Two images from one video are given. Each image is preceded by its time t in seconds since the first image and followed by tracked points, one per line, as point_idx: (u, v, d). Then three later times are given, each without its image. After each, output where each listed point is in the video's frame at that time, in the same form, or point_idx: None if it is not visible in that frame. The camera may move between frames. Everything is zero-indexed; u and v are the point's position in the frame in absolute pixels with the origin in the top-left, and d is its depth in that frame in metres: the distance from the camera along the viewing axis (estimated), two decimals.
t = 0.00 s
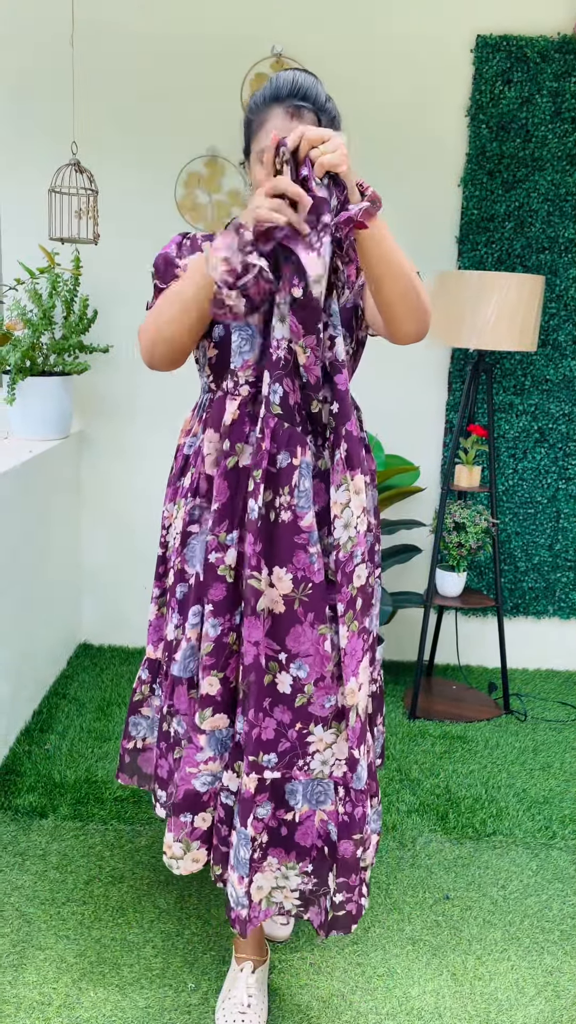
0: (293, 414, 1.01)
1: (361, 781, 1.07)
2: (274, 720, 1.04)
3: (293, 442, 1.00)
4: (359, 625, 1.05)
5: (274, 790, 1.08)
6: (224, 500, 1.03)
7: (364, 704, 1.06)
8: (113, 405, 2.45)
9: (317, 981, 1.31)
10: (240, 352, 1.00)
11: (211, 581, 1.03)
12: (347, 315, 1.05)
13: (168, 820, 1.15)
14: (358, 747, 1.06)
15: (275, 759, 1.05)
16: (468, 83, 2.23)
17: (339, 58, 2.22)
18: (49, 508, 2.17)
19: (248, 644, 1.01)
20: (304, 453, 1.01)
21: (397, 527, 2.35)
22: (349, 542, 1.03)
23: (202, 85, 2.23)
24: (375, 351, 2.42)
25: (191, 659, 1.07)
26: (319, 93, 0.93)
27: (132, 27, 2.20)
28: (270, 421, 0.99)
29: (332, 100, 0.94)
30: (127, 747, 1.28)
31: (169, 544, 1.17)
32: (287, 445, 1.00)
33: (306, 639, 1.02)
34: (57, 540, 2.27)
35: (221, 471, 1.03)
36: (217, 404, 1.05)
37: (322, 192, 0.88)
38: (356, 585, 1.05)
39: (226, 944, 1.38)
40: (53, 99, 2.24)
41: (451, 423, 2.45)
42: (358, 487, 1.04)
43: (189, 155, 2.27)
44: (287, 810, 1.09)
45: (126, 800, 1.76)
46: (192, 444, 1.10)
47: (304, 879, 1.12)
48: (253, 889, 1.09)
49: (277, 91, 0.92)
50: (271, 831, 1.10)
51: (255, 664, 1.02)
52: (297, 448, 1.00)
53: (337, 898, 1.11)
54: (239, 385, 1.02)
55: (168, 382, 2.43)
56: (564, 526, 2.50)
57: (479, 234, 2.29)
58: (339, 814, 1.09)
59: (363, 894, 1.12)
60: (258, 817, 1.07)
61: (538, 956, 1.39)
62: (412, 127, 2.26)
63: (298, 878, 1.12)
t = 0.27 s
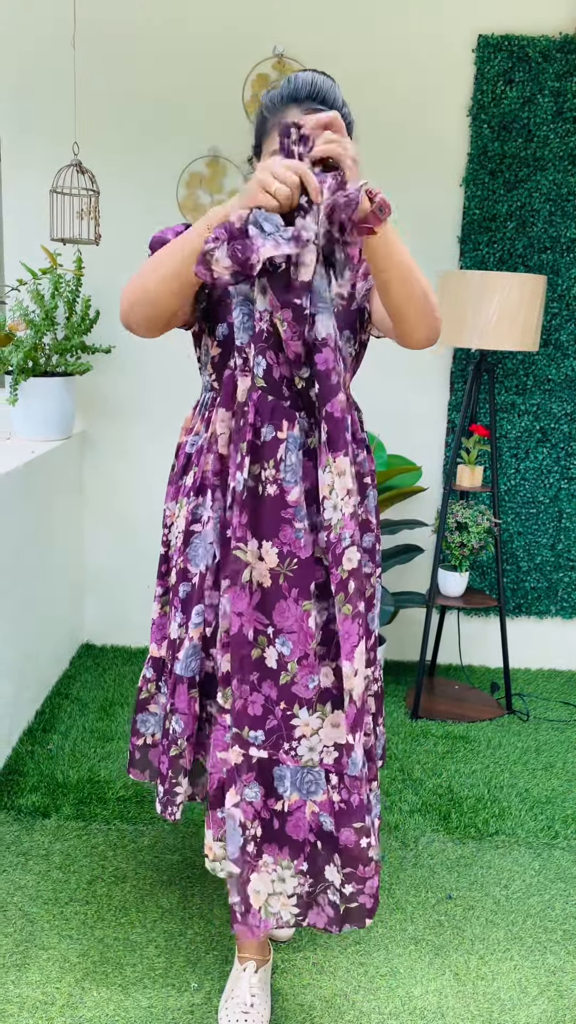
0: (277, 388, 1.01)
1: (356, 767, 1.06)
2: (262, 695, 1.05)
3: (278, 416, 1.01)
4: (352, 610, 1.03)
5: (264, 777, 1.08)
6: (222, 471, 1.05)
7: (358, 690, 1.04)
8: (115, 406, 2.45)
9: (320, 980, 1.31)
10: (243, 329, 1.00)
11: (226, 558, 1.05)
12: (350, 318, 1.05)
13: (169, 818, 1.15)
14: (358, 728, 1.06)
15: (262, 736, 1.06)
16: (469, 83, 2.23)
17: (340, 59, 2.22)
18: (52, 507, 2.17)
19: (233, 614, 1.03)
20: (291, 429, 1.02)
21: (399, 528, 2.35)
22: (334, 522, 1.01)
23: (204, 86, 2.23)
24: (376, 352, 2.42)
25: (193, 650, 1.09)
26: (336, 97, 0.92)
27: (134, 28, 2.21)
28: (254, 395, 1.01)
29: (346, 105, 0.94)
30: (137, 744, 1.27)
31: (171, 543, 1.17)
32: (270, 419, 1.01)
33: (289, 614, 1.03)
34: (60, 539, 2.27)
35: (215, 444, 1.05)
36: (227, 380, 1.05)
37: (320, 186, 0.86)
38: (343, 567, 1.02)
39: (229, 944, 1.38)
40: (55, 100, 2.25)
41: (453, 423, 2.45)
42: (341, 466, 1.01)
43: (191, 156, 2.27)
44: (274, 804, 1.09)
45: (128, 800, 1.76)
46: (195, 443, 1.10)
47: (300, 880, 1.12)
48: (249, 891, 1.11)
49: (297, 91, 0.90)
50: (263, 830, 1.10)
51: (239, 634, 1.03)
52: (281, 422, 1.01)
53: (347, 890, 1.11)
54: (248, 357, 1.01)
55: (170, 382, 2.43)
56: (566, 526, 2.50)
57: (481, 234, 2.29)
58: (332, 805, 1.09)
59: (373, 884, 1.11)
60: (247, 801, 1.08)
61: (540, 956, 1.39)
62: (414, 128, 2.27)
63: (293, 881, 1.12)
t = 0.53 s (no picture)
0: (250, 300, 0.98)
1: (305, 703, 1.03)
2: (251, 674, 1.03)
3: (245, 331, 0.99)
4: (300, 536, 0.99)
5: (235, 701, 1.07)
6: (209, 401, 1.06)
7: (310, 622, 1.01)
8: (116, 406, 2.46)
9: (321, 980, 1.32)
10: (224, 244, 0.97)
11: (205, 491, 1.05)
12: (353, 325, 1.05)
13: (171, 816, 1.15)
14: (313, 663, 1.02)
15: (234, 663, 1.06)
16: (470, 83, 2.23)
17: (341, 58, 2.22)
18: (53, 507, 2.17)
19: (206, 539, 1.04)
20: (262, 347, 0.99)
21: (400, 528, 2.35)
22: (286, 442, 0.98)
23: (205, 86, 2.23)
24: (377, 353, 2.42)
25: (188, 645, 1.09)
26: (352, 98, 0.92)
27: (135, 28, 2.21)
28: (224, 309, 0.99)
29: (363, 107, 0.93)
30: (140, 742, 1.26)
31: (171, 537, 1.17)
32: (237, 334, 0.99)
33: (254, 540, 1.02)
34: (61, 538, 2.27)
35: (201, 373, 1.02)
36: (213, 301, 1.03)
37: (294, 74, 0.86)
38: (294, 493, 0.98)
39: (230, 944, 1.38)
40: (56, 100, 2.25)
41: (454, 423, 2.45)
42: (304, 381, 0.96)
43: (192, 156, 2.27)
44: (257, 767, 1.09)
45: (130, 800, 1.76)
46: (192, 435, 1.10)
47: (273, 802, 1.11)
48: (218, 800, 1.10)
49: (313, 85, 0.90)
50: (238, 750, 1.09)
51: (213, 559, 1.03)
52: (248, 339, 0.99)
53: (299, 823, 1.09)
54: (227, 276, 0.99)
55: (172, 383, 2.43)
56: (567, 526, 2.50)
57: (482, 234, 2.30)
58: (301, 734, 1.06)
59: (326, 823, 1.09)
60: (218, 721, 1.07)
61: (542, 956, 1.39)
62: (415, 129, 2.27)
63: (267, 801, 1.10)
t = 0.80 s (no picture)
0: (217, 249, 0.94)
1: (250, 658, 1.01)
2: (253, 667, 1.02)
3: (212, 280, 0.95)
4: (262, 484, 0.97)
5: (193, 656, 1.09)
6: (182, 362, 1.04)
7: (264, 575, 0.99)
8: (116, 406, 2.46)
9: (322, 980, 1.32)
10: (187, 195, 0.94)
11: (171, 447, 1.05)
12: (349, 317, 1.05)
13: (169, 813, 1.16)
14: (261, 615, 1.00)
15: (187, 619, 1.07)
16: (471, 83, 2.23)
17: (341, 58, 2.23)
18: (54, 507, 2.17)
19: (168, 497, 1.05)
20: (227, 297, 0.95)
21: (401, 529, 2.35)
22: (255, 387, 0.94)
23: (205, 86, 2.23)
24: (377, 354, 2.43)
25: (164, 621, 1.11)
26: (364, 98, 0.95)
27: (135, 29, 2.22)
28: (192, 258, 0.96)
29: (376, 113, 0.97)
30: (135, 738, 1.23)
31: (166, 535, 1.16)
32: (203, 284, 0.95)
33: (206, 496, 1.00)
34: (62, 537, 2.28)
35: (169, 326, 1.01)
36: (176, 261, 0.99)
37: (245, 9, 0.83)
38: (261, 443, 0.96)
39: (231, 944, 1.38)
40: (57, 100, 2.25)
41: (455, 424, 2.45)
42: (277, 322, 0.93)
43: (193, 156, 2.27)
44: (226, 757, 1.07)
45: (131, 799, 1.76)
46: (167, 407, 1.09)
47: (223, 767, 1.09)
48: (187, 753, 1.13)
49: (329, 87, 0.94)
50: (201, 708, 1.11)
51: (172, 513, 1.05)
52: (215, 288, 0.95)
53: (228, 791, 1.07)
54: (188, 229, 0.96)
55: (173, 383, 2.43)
56: (568, 526, 2.50)
57: (482, 234, 2.30)
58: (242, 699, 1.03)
59: (253, 797, 1.06)
60: (176, 672, 1.10)
61: (543, 956, 1.39)
62: (416, 130, 2.27)
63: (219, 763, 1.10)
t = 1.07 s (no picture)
0: (197, 236, 0.92)
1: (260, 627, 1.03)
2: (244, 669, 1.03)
3: (192, 269, 0.93)
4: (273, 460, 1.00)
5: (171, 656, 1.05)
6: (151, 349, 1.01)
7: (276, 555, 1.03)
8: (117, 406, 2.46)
9: (323, 980, 1.32)
10: (164, 183, 0.92)
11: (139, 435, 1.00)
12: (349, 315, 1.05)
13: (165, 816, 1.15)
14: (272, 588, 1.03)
15: (169, 616, 1.03)
16: (471, 84, 2.23)
17: (341, 59, 2.23)
18: (55, 507, 2.17)
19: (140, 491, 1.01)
20: (210, 286, 0.93)
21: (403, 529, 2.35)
22: (253, 377, 0.94)
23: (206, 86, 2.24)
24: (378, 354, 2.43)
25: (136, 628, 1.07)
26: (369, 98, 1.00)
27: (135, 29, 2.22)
28: (170, 246, 0.93)
29: (378, 112, 1.02)
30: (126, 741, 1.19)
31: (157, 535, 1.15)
32: (183, 274, 0.93)
33: (194, 487, 0.98)
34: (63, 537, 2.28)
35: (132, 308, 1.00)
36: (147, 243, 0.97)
37: None
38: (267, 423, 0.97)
39: (232, 944, 1.38)
40: (58, 100, 2.25)
41: (455, 424, 2.45)
42: (272, 312, 0.92)
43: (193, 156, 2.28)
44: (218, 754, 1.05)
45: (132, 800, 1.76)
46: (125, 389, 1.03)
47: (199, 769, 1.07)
48: (155, 763, 1.11)
49: (334, 85, 0.99)
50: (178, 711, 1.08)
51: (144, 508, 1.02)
52: (195, 275, 0.93)
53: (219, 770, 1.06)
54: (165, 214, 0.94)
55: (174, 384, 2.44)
56: (568, 527, 2.50)
57: (483, 235, 2.30)
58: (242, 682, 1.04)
59: (247, 770, 1.06)
60: (154, 672, 1.07)
61: (544, 956, 1.39)
62: (416, 130, 2.27)
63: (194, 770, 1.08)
